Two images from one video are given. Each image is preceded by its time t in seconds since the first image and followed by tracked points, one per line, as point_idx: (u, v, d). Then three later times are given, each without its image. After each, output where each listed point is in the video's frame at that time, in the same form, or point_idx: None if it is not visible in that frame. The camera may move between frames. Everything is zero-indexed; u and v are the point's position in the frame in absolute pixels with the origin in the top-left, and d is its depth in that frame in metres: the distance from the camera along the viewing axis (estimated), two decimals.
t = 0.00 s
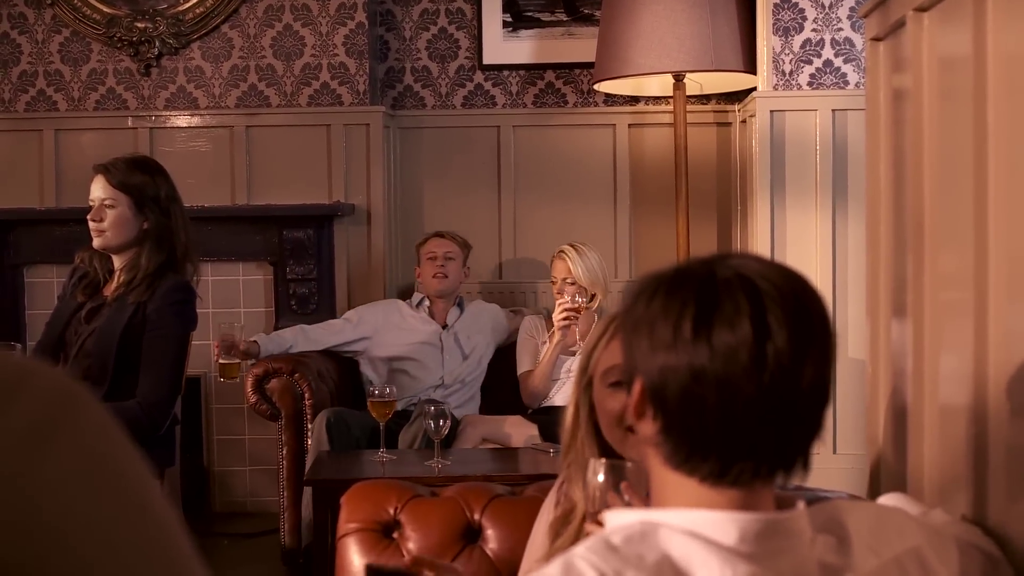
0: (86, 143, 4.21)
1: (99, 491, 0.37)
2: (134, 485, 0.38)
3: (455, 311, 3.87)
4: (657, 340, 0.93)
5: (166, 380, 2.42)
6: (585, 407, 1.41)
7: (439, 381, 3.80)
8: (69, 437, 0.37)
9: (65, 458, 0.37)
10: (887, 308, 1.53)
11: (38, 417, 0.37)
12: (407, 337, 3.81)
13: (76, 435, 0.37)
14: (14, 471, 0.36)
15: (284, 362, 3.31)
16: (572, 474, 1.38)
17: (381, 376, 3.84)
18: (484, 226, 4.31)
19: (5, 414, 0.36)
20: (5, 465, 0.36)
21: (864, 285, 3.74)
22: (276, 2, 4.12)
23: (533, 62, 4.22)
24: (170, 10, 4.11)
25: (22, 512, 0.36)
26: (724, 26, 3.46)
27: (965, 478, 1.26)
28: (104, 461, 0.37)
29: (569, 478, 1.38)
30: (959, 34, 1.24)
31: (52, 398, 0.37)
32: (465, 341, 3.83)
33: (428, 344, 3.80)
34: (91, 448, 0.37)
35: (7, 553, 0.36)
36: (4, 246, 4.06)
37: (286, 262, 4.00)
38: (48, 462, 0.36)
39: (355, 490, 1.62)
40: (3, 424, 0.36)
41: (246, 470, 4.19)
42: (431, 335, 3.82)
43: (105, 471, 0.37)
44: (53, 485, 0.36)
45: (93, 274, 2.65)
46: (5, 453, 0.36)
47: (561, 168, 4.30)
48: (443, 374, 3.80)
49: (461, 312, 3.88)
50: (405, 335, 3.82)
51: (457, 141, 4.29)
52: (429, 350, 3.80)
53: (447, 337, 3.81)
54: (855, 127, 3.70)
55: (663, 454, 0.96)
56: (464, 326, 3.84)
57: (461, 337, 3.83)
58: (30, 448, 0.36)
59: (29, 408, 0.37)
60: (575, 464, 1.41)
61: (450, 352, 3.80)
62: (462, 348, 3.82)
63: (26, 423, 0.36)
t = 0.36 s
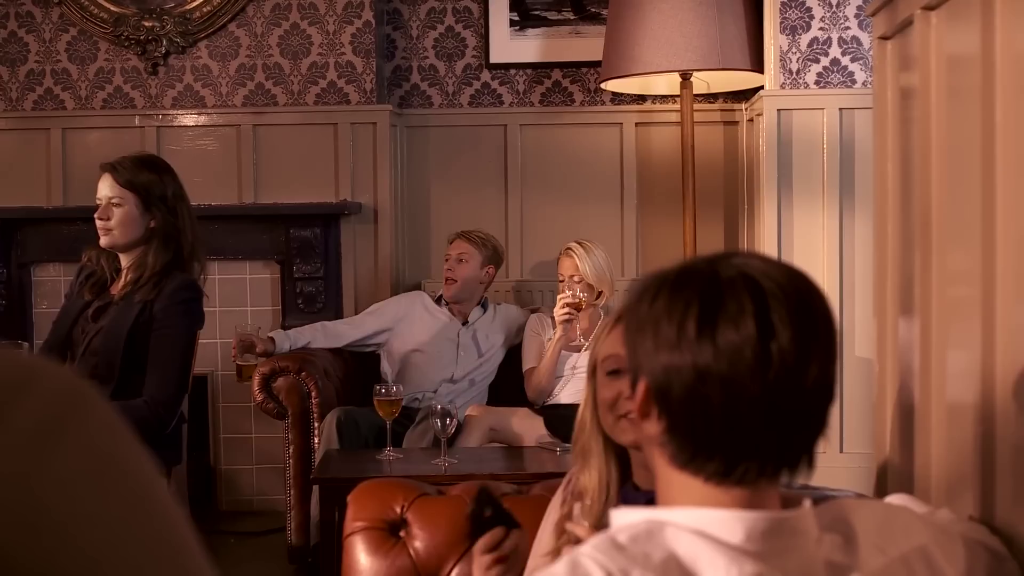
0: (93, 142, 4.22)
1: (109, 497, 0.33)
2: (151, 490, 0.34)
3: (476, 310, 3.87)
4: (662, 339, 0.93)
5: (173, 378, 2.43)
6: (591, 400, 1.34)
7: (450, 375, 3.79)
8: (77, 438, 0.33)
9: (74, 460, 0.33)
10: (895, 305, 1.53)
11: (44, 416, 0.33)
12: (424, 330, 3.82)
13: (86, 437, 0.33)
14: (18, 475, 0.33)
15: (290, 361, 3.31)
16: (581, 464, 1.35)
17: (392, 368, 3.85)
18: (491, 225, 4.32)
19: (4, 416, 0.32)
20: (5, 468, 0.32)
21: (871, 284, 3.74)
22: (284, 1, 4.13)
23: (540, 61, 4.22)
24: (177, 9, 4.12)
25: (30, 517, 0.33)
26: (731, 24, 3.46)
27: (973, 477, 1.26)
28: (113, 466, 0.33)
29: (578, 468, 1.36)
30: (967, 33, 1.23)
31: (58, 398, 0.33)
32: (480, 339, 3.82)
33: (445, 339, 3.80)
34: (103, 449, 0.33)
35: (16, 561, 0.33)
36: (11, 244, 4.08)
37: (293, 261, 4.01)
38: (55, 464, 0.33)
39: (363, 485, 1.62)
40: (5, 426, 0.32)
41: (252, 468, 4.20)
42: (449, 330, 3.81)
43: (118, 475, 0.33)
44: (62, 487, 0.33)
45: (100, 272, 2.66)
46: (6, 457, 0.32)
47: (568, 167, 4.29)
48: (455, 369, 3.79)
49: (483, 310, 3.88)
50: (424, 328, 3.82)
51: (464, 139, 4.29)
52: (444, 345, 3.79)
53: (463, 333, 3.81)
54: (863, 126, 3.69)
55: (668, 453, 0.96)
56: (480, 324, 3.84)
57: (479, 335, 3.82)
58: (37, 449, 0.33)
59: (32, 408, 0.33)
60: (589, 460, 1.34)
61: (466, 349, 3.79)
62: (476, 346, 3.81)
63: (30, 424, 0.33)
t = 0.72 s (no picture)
0: (97, 141, 4.23)
1: (111, 495, 0.35)
2: (151, 487, 0.36)
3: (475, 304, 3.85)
4: (665, 339, 0.93)
5: (177, 377, 2.43)
6: (591, 405, 1.33)
7: (448, 363, 3.80)
8: (79, 437, 0.34)
9: (77, 457, 0.34)
10: (899, 303, 1.53)
11: (47, 415, 0.34)
12: (422, 324, 3.84)
13: (87, 434, 0.34)
14: (21, 472, 0.34)
15: (294, 360, 3.32)
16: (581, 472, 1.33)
17: (396, 366, 3.85)
18: (494, 224, 4.31)
19: (10, 415, 0.34)
20: (9, 466, 0.34)
21: (874, 283, 3.73)
22: None
23: (543, 60, 4.22)
24: (180, 8, 4.12)
25: (34, 515, 0.34)
26: (735, 23, 3.46)
27: (977, 475, 1.26)
28: (114, 463, 0.35)
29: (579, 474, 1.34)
30: (970, 32, 1.23)
31: (60, 397, 0.34)
32: (478, 330, 3.82)
33: (444, 333, 3.81)
34: (104, 447, 0.35)
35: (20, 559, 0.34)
36: (15, 243, 4.08)
37: (297, 260, 4.01)
38: (60, 461, 0.34)
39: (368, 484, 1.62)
40: (10, 427, 0.34)
41: (256, 467, 4.21)
42: (446, 323, 3.82)
43: (117, 472, 0.35)
44: (64, 485, 0.34)
45: (104, 271, 2.66)
46: (9, 453, 0.34)
47: (571, 166, 4.29)
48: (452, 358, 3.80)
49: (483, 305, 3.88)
50: (423, 323, 3.84)
51: (468, 139, 4.29)
52: (442, 337, 3.81)
53: (461, 325, 3.81)
54: (866, 126, 3.69)
55: (672, 453, 0.96)
56: (478, 317, 3.84)
57: (476, 325, 3.82)
58: (40, 448, 0.34)
59: (36, 408, 0.34)
60: (589, 468, 1.32)
61: (464, 339, 3.80)
62: (475, 338, 3.81)
63: (33, 425, 0.34)
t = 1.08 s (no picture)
0: (103, 140, 4.24)
1: (115, 494, 0.36)
2: (155, 484, 0.37)
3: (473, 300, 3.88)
4: (669, 339, 0.93)
5: (183, 376, 2.44)
6: (597, 408, 1.31)
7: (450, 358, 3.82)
8: (86, 436, 0.36)
9: (83, 454, 0.36)
10: (905, 302, 1.53)
11: (53, 416, 0.35)
12: (422, 322, 3.85)
13: (95, 434, 0.36)
14: (27, 472, 0.35)
15: (300, 359, 3.33)
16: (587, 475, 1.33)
17: (401, 366, 3.84)
18: (500, 224, 4.31)
19: (17, 416, 0.35)
20: (13, 464, 0.35)
21: (881, 283, 3.73)
22: None
23: (550, 59, 4.22)
24: (187, 7, 4.13)
25: (41, 513, 0.36)
26: (741, 22, 3.46)
27: (984, 476, 1.25)
28: (121, 462, 0.36)
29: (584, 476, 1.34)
30: (977, 31, 1.23)
31: (68, 396, 0.36)
32: (476, 323, 3.85)
33: (444, 328, 3.83)
34: (109, 445, 0.36)
35: (30, 556, 0.36)
36: (22, 242, 4.10)
37: (303, 259, 4.01)
38: (67, 458, 0.35)
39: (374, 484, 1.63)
40: (17, 427, 0.35)
41: (263, 466, 4.22)
42: (445, 319, 3.84)
43: (122, 469, 0.36)
44: (69, 483, 0.36)
45: (110, 271, 2.67)
46: (17, 452, 0.35)
47: (578, 166, 4.29)
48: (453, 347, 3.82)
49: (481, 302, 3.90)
50: (423, 322, 3.85)
51: (474, 138, 4.30)
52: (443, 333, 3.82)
53: (459, 320, 3.84)
54: (873, 125, 3.69)
55: (676, 453, 0.96)
56: (476, 311, 3.87)
57: (473, 316, 3.85)
58: (45, 448, 0.35)
59: (42, 408, 0.35)
60: (594, 470, 1.32)
61: (463, 331, 3.82)
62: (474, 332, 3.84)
63: (40, 425, 0.35)
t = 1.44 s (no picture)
0: (108, 139, 4.25)
1: (115, 489, 0.40)
2: (156, 477, 0.41)
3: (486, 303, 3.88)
4: (649, 345, 0.96)
5: (188, 375, 2.44)
6: (604, 405, 1.30)
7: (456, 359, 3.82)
8: (88, 434, 0.39)
9: (86, 453, 0.39)
10: (911, 301, 1.53)
11: (57, 415, 0.38)
12: (430, 323, 3.84)
13: (97, 432, 0.39)
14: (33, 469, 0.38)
15: (305, 358, 3.33)
16: (593, 471, 1.34)
17: (407, 365, 3.85)
18: (505, 223, 4.31)
19: (23, 414, 0.38)
20: (21, 461, 0.38)
21: (886, 283, 3.72)
22: None
23: (554, 58, 4.21)
24: (192, 6, 4.14)
25: (44, 508, 0.38)
26: (745, 21, 3.45)
27: (990, 474, 1.25)
28: (125, 460, 0.40)
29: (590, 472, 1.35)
30: (983, 31, 1.23)
31: (72, 396, 0.39)
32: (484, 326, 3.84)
33: (451, 329, 3.82)
34: (113, 444, 0.40)
35: (31, 549, 0.38)
36: (27, 241, 4.10)
37: (308, 258, 4.02)
38: (71, 457, 0.39)
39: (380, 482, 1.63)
40: (22, 425, 0.38)
41: (267, 465, 4.22)
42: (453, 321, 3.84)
43: (126, 466, 0.40)
44: (72, 478, 0.39)
45: (114, 270, 2.67)
46: (24, 449, 0.38)
47: (583, 165, 4.29)
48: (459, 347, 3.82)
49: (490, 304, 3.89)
50: (431, 323, 3.84)
51: (478, 137, 4.30)
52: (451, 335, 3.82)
53: (468, 322, 3.84)
54: (878, 124, 3.68)
55: (667, 458, 0.98)
56: (485, 314, 3.86)
57: (482, 319, 3.85)
58: (49, 446, 0.38)
59: (46, 407, 0.38)
60: (600, 466, 1.33)
61: (470, 333, 3.82)
62: (482, 335, 3.82)
63: (44, 425, 0.38)
